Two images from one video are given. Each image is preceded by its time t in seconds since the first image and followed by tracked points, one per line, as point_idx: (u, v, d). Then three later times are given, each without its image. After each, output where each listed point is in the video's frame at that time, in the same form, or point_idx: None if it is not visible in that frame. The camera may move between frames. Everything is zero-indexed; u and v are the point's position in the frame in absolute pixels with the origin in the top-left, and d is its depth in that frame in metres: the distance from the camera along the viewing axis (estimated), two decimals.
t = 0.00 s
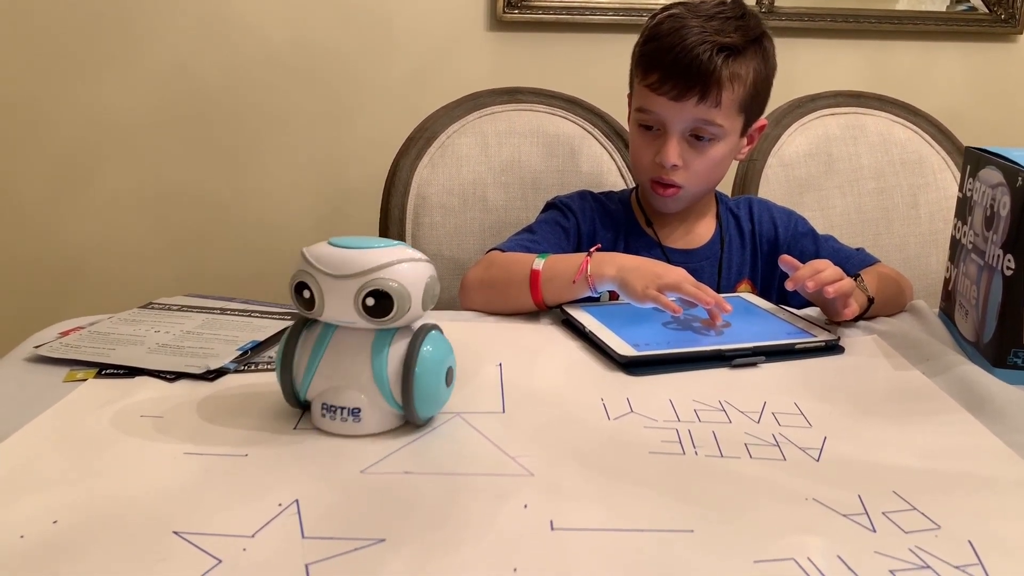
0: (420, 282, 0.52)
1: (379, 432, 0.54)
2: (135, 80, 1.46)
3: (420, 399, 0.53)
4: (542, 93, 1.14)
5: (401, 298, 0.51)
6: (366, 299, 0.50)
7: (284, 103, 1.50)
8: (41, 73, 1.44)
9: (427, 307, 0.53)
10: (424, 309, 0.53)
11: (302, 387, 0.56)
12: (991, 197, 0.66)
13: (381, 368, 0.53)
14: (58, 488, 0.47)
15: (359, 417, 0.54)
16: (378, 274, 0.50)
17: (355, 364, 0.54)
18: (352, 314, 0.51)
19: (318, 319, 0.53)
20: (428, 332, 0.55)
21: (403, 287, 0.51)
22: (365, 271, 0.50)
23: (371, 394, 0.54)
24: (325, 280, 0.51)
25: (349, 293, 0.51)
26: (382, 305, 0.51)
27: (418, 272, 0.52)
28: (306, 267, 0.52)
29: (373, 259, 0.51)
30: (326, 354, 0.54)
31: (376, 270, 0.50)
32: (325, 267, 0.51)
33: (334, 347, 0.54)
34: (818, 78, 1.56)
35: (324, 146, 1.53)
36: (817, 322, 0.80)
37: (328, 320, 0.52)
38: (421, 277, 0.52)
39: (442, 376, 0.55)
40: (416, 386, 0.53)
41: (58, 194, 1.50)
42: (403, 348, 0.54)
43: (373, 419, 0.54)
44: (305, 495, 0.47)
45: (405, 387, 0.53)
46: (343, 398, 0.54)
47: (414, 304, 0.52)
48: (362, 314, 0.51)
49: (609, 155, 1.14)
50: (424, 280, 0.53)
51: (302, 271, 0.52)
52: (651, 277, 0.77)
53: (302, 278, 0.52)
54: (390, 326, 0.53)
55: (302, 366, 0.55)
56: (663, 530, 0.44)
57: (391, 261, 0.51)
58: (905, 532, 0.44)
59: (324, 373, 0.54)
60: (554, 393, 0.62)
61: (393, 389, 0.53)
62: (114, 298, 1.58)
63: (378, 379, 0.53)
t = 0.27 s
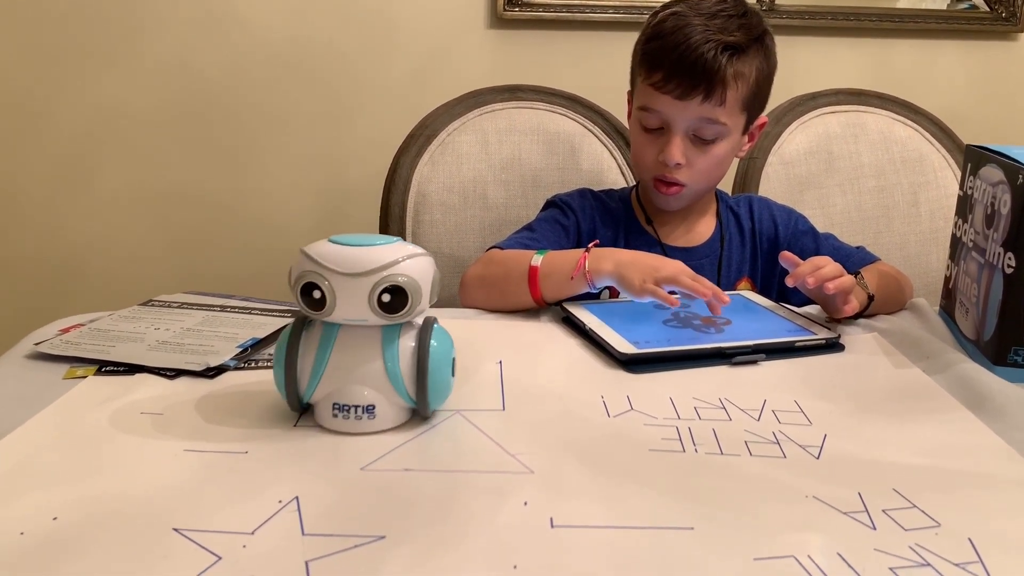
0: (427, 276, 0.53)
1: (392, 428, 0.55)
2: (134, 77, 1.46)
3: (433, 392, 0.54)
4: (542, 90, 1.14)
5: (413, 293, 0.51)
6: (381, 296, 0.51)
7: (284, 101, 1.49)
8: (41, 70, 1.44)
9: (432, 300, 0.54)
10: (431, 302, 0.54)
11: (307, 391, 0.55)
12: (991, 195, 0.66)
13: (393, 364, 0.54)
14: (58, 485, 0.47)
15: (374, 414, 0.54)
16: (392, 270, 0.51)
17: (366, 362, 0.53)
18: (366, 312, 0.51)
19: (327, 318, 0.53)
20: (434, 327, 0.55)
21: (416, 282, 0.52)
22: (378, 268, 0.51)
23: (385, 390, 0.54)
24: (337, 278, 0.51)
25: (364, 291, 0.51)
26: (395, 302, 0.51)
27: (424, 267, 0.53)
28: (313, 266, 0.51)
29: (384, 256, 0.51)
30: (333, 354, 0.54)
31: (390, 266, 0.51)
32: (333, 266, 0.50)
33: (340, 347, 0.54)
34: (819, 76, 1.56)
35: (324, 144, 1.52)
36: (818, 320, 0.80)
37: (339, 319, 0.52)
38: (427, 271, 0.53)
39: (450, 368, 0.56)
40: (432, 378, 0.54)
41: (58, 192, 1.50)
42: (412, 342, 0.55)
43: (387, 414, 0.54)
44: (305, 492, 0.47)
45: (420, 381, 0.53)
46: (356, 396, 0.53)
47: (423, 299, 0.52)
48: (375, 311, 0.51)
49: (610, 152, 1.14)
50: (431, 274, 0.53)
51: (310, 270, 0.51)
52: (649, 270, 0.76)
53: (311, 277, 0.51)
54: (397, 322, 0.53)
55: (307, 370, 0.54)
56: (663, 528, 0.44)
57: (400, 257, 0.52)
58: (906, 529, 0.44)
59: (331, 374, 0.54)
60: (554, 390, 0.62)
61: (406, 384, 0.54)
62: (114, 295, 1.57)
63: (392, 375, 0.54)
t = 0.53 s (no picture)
0: (427, 275, 0.53)
1: (393, 426, 0.55)
2: (134, 75, 1.46)
3: (433, 390, 0.54)
4: (543, 89, 1.14)
5: (413, 292, 0.51)
6: (382, 294, 0.51)
7: (284, 99, 1.49)
8: (41, 68, 1.43)
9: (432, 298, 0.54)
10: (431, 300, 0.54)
11: (308, 389, 0.55)
12: (992, 195, 0.66)
13: (393, 362, 0.54)
14: (58, 483, 0.47)
15: (375, 412, 0.54)
16: (393, 269, 0.51)
17: (367, 360, 0.54)
18: (367, 310, 0.51)
19: (328, 316, 0.53)
20: (434, 325, 0.55)
21: (418, 281, 0.52)
22: (379, 266, 0.51)
23: (386, 388, 0.54)
24: (338, 277, 0.50)
25: (365, 289, 0.51)
26: (396, 300, 0.51)
27: (424, 265, 0.53)
28: (314, 265, 0.51)
29: (385, 254, 0.51)
30: (334, 352, 0.54)
31: (391, 265, 0.51)
32: (333, 265, 0.50)
33: (340, 344, 0.54)
34: (819, 75, 1.56)
35: (324, 143, 1.52)
36: (817, 319, 0.80)
37: (340, 317, 0.52)
38: (427, 270, 0.53)
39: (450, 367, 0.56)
40: (433, 376, 0.54)
41: (58, 190, 1.50)
42: (413, 340, 0.55)
43: (388, 413, 0.54)
44: (305, 490, 0.47)
45: (420, 379, 0.54)
46: (357, 394, 0.53)
47: (424, 297, 0.52)
48: (376, 309, 0.51)
49: (610, 151, 1.14)
50: (431, 273, 0.53)
51: (310, 269, 0.51)
52: (641, 271, 0.76)
53: (312, 276, 0.51)
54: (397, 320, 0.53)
55: (308, 369, 0.54)
56: (664, 527, 0.44)
57: (402, 255, 0.52)
58: (906, 529, 0.44)
59: (332, 373, 0.54)
60: (554, 389, 0.62)
61: (406, 382, 0.54)
62: (113, 294, 1.57)
63: (392, 373, 0.54)
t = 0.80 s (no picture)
0: (427, 276, 0.53)
1: (392, 428, 0.55)
2: (135, 74, 1.46)
3: (433, 391, 0.54)
4: (544, 90, 1.14)
5: (414, 294, 0.51)
6: (383, 296, 0.51)
7: (284, 99, 1.49)
8: (41, 66, 1.43)
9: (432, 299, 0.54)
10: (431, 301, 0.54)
11: (307, 391, 0.54)
12: (992, 196, 0.66)
13: (393, 364, 0.53)
14: (59, 482, 0.47)
15: (375, 415, 0.53)
16: (393, 270, 0.51)
17: (367, 361, 0.53)
18: (367, 312, 0.51)
19: (328, 318, 0.53)
20: (434, 327, 0.55)
21: (418, 282, 0.52)
22: (380, 267, 0.51)
23: (386, 390, 0.54)
24: (337, 279, 0.50)
25: (365, 291, 0.51)
26: (396, 302, 0.51)
27: (424, 266, 0.53)
28: (313, 266, 0.51)
29: (385, 256, 0.51)
30: (333, 353, 0.54)
31: (391, 267, 0.51)
32: (333, 266, 0.50)
33: (340, 345, 0.54)
34: (820, 76, 1.56)
35: (325, 142, 1.52)
36: (818, 320, 0.80)
37: (340, 318, 0.52)
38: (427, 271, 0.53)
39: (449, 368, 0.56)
40: (433, 377, 0.54)
41: (58, 189, 1.50)
42: (413, 342, 0.54)
43: (387, 415, 0.54)
44: (306, 490, 0.47)
45: (420, 381, 0.53)
46: (357, 396, 0.53)
47: (425, 299, 0.52)
48: (376, 311, 0.51)
49: (611, 152, 1.14)
50: (431, 274, 0.53)
51: (310, 270, 0.51)
52: (643, 275, 0.76)
53: (311, 277, 0.51)
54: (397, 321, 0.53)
55: (307, 370, 0.54)
56: (664, 528, 0.44)
57: (402, 256, 0.52)
58: (906, 530, 0.44)
59: (332, 375, 0.54)
60: (555, 390, 0.62)
61: (406, 384, 0.54)
62: (114, 293, 1.57)
63: (391, 374, 0.53)
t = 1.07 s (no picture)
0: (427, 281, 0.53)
1: (391, 435, 0.54)
2: (135, 74, 1.46)
3: (433, 397, 0.53)
4: (545, 90, 1.14)
5: (413, 298, 0.51)
6: (381, 300, 0.50)
7: (285, 98, 1.49)
8: (41, 65, 1.43)
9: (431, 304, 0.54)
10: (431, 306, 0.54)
11: (304, 397, 0.53)
12: (994, 198, 0.66)
13: (392, 369, 0.53)
14: (60, 482, 0.47)
15: (373, 421, 0.53)
16: (393, 274, 0.51)
17: (365, 367, 0.53)
18: (366, 316, 0.51)
19: (325, 323, 0.52)
20: (434, 332, 0.54)
21: (417, 287, 0.51)
22: (379, 272, 0.50)
23: (385, 396, 0.53)
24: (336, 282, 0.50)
25: (363, 295, 0.50)
26: (396, 306, 0.51)
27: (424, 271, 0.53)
28: (312, 270, 0.51)
29: (384, 260, 0.51)
30: (332, 359, 0.53)
31: (390, 270, 0.50)
32: (332, 270, 0.50)
33: (339, 350, 0.53)
34: (821, 77, 1.56)
35: (325, 142, 1.52)
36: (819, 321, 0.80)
37: (338, 323, 0.51)
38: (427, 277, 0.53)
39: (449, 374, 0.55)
40: (433, 383, 0.53)
41: (58, 188, 1.50)
42: (412, 347, 0.54)
43: (386, 421, 0.53)
44: (307, 491, 0.47)
45: (420, 386, 0.53)
46: (356, 402, 0.52)
47: (424, 303, 0.52)
48: (375, 315, 0.51)
49: (612, 152, 1.14)
50: (430, 279, 0.53)
51: (308, 274, 0.51)
52: (643, 277, 0.76)
53: (310, 281, 0.50)
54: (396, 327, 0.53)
55: (304, 377, 0.53)
56: (666, 530, 0.44)
57: (401, 260, 0.51)
58: (908, 532, 0.44)
59: (330, 380, 0.53)
60: (556, 391, 0.62)
61: (405, 389, 0.53)
62: (114, 292, 1.57)
63: (390, 380, 0.53)
